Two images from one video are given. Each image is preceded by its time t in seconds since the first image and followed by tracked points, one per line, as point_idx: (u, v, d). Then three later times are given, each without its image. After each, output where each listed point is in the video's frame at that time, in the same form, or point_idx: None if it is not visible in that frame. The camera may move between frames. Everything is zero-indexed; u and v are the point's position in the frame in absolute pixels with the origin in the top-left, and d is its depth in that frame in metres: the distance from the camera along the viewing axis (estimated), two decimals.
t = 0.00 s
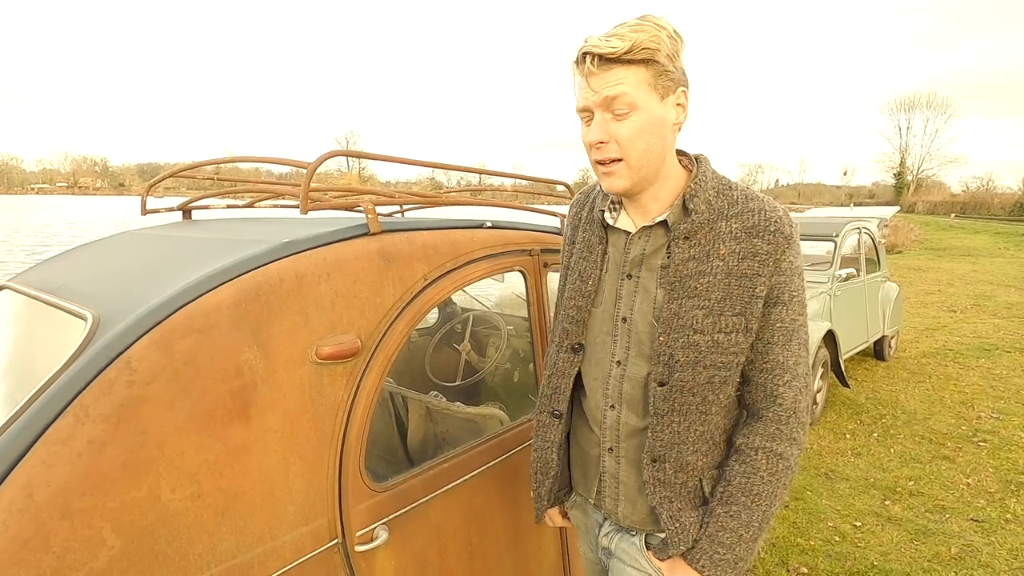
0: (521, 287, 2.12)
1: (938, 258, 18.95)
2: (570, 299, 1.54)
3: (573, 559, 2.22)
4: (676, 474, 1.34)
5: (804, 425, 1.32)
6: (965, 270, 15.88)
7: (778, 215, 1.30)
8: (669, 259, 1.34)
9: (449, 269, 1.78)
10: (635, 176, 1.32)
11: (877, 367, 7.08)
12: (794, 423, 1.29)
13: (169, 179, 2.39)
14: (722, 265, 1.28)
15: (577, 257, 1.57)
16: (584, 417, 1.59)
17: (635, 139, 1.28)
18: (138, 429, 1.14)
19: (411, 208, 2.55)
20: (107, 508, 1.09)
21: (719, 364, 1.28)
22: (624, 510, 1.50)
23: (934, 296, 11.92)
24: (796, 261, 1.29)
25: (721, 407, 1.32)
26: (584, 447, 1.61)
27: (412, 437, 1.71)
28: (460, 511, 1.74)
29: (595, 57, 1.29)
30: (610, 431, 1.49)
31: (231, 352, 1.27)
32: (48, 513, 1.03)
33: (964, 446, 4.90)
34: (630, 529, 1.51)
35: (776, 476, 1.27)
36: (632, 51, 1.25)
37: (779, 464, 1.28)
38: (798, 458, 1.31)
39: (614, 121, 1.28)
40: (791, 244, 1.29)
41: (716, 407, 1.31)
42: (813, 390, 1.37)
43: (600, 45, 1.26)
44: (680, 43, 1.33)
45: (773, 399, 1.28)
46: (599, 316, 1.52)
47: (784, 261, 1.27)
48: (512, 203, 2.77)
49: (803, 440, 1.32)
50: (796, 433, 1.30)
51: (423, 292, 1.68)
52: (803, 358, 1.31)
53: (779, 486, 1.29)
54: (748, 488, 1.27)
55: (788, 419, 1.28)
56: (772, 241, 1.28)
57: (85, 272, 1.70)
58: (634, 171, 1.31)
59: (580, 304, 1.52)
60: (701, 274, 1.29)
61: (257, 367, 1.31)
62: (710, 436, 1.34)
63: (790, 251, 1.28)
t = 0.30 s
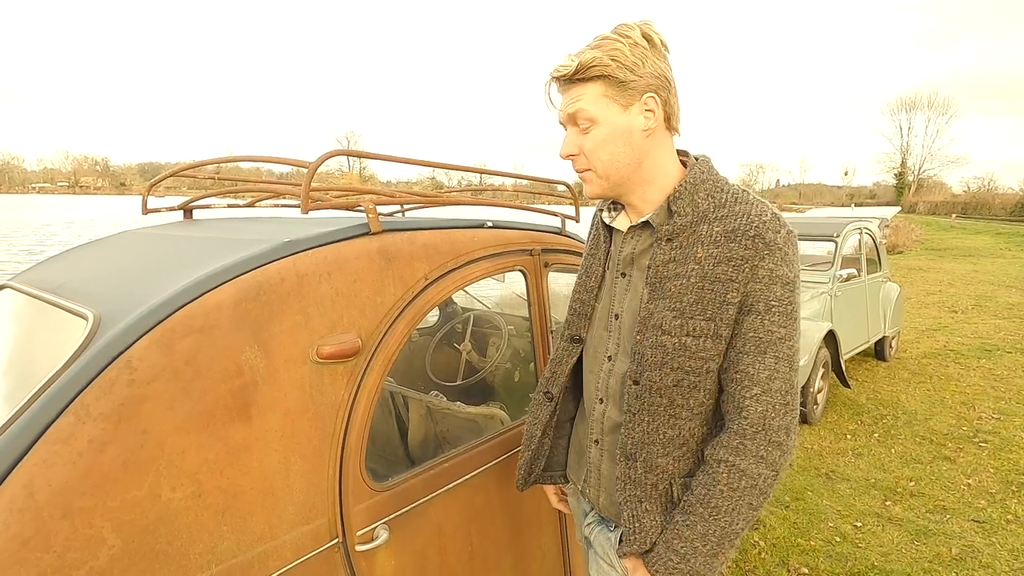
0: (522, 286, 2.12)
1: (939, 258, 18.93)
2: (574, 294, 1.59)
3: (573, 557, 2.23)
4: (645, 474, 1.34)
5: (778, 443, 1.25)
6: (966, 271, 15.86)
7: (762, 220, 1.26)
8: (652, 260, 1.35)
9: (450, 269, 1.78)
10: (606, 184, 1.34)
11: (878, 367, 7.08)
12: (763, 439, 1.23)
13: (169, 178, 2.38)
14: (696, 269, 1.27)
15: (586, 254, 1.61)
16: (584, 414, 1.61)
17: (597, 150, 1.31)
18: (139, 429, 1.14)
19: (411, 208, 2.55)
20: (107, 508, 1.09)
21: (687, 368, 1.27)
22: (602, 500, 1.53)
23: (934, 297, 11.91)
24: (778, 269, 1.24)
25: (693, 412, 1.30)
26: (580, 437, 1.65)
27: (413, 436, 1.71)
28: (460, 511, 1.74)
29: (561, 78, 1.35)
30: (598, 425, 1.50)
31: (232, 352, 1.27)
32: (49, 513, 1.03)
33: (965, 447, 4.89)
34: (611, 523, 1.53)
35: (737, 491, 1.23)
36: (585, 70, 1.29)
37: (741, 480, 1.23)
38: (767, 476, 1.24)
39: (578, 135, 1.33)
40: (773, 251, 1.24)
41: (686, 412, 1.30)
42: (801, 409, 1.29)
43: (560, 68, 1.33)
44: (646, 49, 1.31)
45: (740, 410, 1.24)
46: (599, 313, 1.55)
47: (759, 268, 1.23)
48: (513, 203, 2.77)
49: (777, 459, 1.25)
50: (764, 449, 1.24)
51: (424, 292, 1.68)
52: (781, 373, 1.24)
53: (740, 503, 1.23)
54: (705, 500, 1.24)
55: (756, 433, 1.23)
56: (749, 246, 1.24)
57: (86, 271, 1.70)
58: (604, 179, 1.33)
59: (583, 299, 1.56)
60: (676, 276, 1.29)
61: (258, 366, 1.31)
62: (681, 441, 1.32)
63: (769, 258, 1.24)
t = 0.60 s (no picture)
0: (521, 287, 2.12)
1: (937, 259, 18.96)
2: (574, 296, 1.59)
3: (572, 557, 2.23)
4: (643, 472, 1.35)
5: (773, 438, 1.23)
6: (964, 271, 15.89)
7: (751, 213, 1.26)
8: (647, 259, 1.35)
9: (449, 270, 1.78)
10: (599, 185, 1.35)
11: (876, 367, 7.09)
12: (756, 435, 1.22)
13: (168, 180, 2.38)
14: (688, 264, 1.27)
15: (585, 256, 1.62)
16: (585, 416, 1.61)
17: (588, 152, 1.32)
18: (137, 430, 1.14)
19: (410, 209, 2.54)
20: (106, 510, 1.08)
21: (679, 364, 1.27)
22: (604, 503, 1.53)
23: (932, 297, 11.93)
24: (769, 261, 1.23)
25: (688, 409, 1.30)
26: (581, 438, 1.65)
27: (412, 437, 1.71)
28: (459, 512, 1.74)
29: (555, 83, 1.37)
30: (599, 426, 1.51)
31: (231, 353, 1.27)
32: (47, 515, 1.03)
33: (963, 447, 4.90)
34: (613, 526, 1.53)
35: (731, 489, 1.22)
36: (576, 74, 1.31)
37: (735, 476, 1.22)
38: (763, 473, 1.23)
39: (572, 138, 1.35)
40: (762, 243, 1.23)
41: (679, 408, 1.30)
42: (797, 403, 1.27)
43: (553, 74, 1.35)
44: (636, 52, 1.31)
45: (732, 407, 1.23)
46: (599, 314, 1.55)
47: (748, 261, 1.22)
48: (512, 203, 2.77)
49: (772, 455, 1.23)
50: (759, 445, 1.23)
51: (423, 293, 1.68)
52: (774, 367, 1.23)
53: (735, 500, 1.22)
54: (699, 497, 1.24)
55: (749, 429, 1.22)
56: (737, 240, 1.24)
57: (84, 273, 1.70)
58: (597, 180, 1.34)
59: (583, 300, 1.58)
60: (668, 273, 1.30)
61: (256, 367, 1.31)
62: (678, 438, 1.32)
63: (758, 250, 1.23)
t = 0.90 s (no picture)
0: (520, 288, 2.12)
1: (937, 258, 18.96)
2: (573, 297, 1.59)
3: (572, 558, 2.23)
4: (664, 475, 1.34)
5: (800, 435, 1.27)
6: (963, 270, 15.90)
7: (773, 216, 1.28)
8: (662, 261, 1.34)
9: (447, 270, 1.78)
10: (593, 187, 1.35)
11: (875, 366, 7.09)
12: (785, 434, 1.25)
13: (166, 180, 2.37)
14: (713, 266, 1.28)
15: (583, 257, 1.61)
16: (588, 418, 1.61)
17: (579, 154, 1.33)
18: (135, 431, 1.14)
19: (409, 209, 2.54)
20: (104, 511, 1.08)
21: (705, 366, 1.28)
22: (616, 509, 1.52)
23: (931, 296, 11.93)
24: (792, 263, 1.26)
25: (711, 410, 1.32)
26: (585, 444, 1.64)
27: (411, 438, 1.71)
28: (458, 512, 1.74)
29: (547, 90, 1.38)
30: (607, 429, 1.51)
31: (229, 354, 1.27)
32: (45, 517, 1.03)
33: (963, 446, 4.90)
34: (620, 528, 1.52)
35: (763, 487, 1.24)
36: (563, 80, 1.32)
37: (767, 475, 1.24)
38: (791, 469, 1.26)
39: (564, 142, 1.36)
40: (787, 245, 1.26)
41: (703, 409, 1.31)
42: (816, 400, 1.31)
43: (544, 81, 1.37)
44: (621, 52, 1.31)
45: (762, 407, 1.25)
46: (598, 315, 1.55)
47: (775, 263, 1.25)
48: (511, 203, 2.76)
49: (798, 451, 1.27)
50: (788, 443, 1.26)
51: (422, 293, 1.68)
52: (799, 366, 1.26)
53: (766, 498, 1.25)
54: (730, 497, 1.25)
55: (778, 428, 1.25)
56: (763, 242, 1.26)
57: (83, 274, 1.70)
58: (591, 181, 1.34)
59: (582, 302, 1.57)
60: (690, 275, 1.29)
61: (255, 368, 1.30)
62: (700, 438, 1.33)
63: (784, 253, 1.25)
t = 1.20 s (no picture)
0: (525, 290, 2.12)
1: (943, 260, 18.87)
2: (576, 300, 1.58)
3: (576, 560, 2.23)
4: (673, 478, 1.34)
5: (808, 436, 1.29)
6: (969, 272, 15.81)
7: (785, 222, 1.29)
8: (673, 265, 1.34)
9: (452, 272, 1.79)
10: (603, 195, 1.35)
11: (881, 369, 7.06)
12: (795, 435, 1.27)
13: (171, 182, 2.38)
14: (726, 271, 1.28)
15: (586, 259, 1.61)
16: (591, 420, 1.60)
17: (587, 164, 1.33)
18: (142, 433, 1.14)
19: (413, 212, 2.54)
20: (111, 511, 1.09)
21: (718, 370, 1.28)
22: (621, 512, 1.52)
23: (937, 299, 11.88)
24: (802, 268, 1.27)
25: (720, 413, 1.32)
26: (588, 448, 1.63)
27: (416, 439, 1.71)
28: (462, 514, 1.74)
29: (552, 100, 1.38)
30: (610, 432, 1.50)
31: (235, 356, 1.28)
32: (52, 517, 1.04)
33: (969, 450, 4.87)
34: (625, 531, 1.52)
35: (775, 486, 1.26)
36: (568, 90, 1.32)
37: (780, 474, 1.26)
38: (800, 469, 1.28)
39: (571, 151, 1.36)
40: (798, 251, 1.27)
41: (713, 412, 1.31)
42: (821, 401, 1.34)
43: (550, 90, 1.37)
44: (626, 60, 1.31)
45: (774, 408, 1.27)
46: (603, 317, 1.55)
47: (788, 268, 1.26)
48: (515, 205, 2.76)
49: (807, 451, 1.29)
50: (798, 443, 1.27)
51: (427, 295, 1.68)
52: (808, 369, 1.28)
53: (778, 497, 1.26)
54: (743, 498, 1.26)
55: (789, 430, 1.26)
56: (776, 248, 1.26)
57: (90, 275, 1.70)
58: (600, 190, 1.34)
59: (585, 304, 1.56)
60: (703, 280, 1.29)
61: (261, 369, 1.31)
62: (709, 440, 1.34)
63: (796, 259, 1.26)
